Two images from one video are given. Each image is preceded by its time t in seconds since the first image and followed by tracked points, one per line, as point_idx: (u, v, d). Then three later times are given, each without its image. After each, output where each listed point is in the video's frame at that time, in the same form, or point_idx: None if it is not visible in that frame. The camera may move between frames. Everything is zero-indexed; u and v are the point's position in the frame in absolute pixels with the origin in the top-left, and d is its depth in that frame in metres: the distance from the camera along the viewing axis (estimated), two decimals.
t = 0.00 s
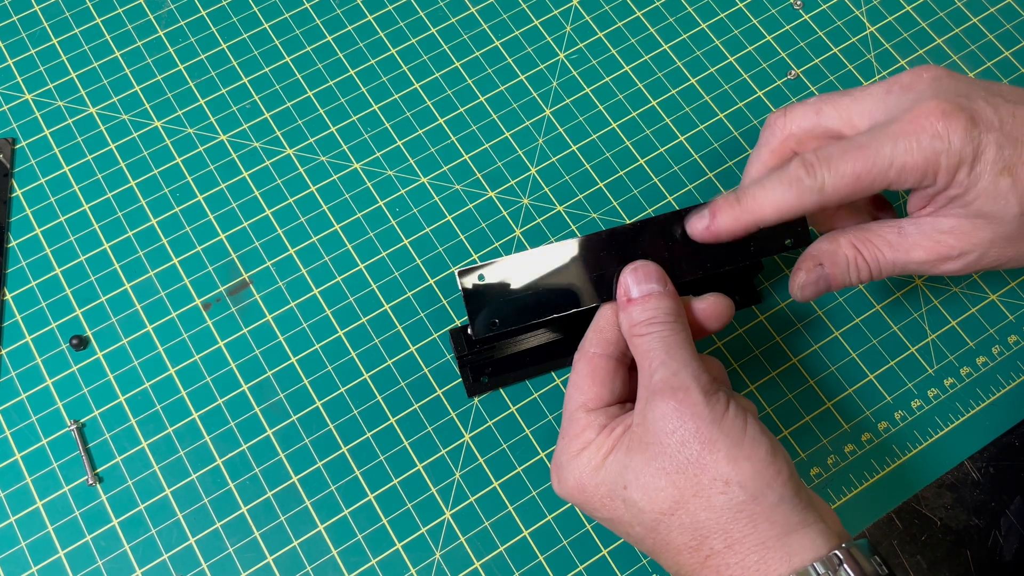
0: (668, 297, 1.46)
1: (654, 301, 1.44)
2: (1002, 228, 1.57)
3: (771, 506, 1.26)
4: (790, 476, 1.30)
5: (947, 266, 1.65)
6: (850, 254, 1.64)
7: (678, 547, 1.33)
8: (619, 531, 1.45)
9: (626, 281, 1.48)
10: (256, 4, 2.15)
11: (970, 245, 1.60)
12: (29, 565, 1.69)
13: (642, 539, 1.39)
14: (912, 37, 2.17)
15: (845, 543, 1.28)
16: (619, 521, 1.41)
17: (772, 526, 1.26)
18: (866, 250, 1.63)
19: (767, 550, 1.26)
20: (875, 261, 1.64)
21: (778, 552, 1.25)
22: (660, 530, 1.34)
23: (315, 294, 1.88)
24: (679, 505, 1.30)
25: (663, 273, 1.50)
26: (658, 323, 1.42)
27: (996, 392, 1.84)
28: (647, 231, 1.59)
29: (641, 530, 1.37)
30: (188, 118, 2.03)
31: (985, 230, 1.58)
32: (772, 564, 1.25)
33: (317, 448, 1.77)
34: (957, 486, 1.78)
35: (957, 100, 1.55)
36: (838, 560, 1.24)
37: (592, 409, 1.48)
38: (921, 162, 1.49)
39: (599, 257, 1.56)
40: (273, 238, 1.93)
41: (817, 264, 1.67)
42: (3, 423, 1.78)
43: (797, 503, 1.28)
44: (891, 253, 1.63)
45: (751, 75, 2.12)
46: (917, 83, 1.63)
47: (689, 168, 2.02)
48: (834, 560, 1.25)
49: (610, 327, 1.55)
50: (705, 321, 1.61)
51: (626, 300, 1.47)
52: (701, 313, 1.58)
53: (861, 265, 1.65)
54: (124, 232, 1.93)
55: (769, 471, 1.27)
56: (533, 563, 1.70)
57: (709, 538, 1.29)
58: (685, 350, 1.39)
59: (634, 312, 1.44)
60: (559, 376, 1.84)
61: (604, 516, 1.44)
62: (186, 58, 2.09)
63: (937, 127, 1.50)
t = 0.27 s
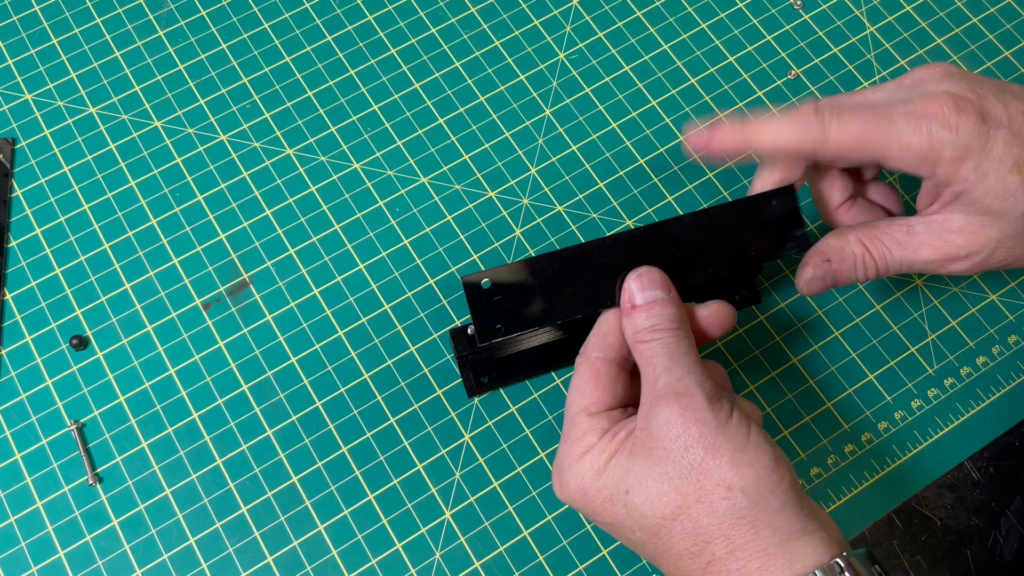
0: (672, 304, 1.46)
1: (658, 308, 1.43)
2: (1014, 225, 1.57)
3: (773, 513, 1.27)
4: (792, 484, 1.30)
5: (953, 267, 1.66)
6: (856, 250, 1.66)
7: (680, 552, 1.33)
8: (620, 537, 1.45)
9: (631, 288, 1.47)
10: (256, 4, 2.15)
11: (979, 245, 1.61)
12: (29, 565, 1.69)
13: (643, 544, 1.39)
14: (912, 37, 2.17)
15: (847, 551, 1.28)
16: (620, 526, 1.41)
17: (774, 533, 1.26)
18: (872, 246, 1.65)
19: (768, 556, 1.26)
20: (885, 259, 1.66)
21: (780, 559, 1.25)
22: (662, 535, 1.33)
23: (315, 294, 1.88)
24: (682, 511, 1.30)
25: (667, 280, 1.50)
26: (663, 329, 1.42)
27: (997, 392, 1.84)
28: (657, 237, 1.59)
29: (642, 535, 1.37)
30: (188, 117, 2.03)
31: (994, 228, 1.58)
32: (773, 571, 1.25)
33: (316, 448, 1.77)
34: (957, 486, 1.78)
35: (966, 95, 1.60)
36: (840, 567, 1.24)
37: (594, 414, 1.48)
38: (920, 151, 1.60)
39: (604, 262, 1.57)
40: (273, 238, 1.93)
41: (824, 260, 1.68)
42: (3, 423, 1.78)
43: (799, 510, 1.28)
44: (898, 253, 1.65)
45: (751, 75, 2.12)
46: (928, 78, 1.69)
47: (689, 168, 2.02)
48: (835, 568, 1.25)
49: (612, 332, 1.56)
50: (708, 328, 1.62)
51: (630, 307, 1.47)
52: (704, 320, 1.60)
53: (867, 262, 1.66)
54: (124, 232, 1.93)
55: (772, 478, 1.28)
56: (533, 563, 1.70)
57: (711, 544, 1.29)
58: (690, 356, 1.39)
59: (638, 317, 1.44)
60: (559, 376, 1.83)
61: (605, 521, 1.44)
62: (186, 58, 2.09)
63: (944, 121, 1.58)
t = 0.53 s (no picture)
0: (662, 315, 1.45)
1: (648, 319, 1.43)
2: None
3: (767, 523, 1.27)
4: (786, 494, 1.30)
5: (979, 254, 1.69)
6: (894, 228, 1.71)
7: (675, 561, 1.33)
8: (616, 545, 1.45)
9: (619, 299, 1.48)
10: (256, 4, 2.15)
11: (1005, 232, 1.64)
12: (29, 565, 1.69)
13: (639, 553, 1.40)
14: (912, 37, 2.17)
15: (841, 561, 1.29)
16: (616, 534, 1.41)
17: (769, 544, 1.26)
18: (908, 226, 1.70)
19: (763, 567, 1.26)
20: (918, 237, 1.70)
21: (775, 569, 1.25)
22: (657, 545, 1.33)
23: (315, 294, 1.88)
24: (677, 521, 1.30)
25: (654, 291, 1.50)
26: (653, 341, 1.42)
27: (997, 392, 1.84)
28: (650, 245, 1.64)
29: (638, 544, 1.37)
30: (188, 117, 2.03)
31: (1017, 217, 1.62)
32: None
33: (317, 448, 1.77)
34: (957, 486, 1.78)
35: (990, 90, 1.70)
36: None
37: (588, 423, 1.49)
38: (940, 130, 1.66)
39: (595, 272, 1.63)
40: (273, 238, 1.93)
41: (863, 232, 1.71)
42: (3, 423, 1.78)
43: (793, 520, 1.29)
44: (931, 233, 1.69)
45: (751, 75, 2.12)
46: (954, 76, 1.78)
47: (689, 168, 2.02)
48: None
49: (600, 339, 1.60)
50: (697, 335, 1.62)
51: (619, 318, 1.47)
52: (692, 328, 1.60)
53: (903, 240, 1.70)
54: (124, 232, 1.93)
55: (767, 488, 1.28)
56: (533, 563, 1.70)
57: (706, 554, 1.29)
58: (683, 367, 1.39)
59: (630, 329, 1.44)
60: (559, 376, 1.83)
61: (600, 529, 1.44)
62: (186, 58, 2.09)
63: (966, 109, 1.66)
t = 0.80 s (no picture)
0: (684, 310, 1.44)
1: (671, 313, 1.42)
2: None
3: (777, 524, 1.27)
4: (797, 497, 1.30)
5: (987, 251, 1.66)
6: (902, 225, 1.65)
7: (682, 559, 1.33)
8: (623, 541, 1.45)
9: (643, 288, 1.47)
10: (256, 4, 2.15)
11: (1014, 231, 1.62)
12: (29, 565, 1.69)
13: (646, 549, 1.40)
14: (912, 37, 2.17)
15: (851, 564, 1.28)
16: (624, 530, 1.41)
17: (777, 546, 1.26)
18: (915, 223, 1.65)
19: (771, 568, 1.26)
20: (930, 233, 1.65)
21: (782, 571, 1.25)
22: (665, 542, 1.34)
23: (315, 294, 1.88)
24: (687, 519, 1.29)
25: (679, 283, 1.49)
26: (674, 336, 1.41)
27: (996, 392, 1.84)
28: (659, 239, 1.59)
29: (646, 541, 1.37)
30: (188, 117, 2.03)
31: None
32: None
33: (316, 448, 1.77)
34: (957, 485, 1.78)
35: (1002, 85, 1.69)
36: None
37: (602, 418, 1.48)
38: (953, 124, 1.64)
39: (611, 264, 1.56)
40: (273, 238, 1.93)
41: (870, 226, 1.64)
42: (3, 423, 1.78)
43: (803, 522, 1.29)
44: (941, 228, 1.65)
45: (751, 75, 2.12)
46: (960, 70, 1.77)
47: (689, 168, 2.02)
48: None
49: (621, 335, 1.54)
50: (717, 326, 1.61)
51: (642, 310, 1.45)
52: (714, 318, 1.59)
53: (911, 238, 1.65)
54: (124, 232, 1.93)
55: (778, 490, 1.27)
56: (533, 563, 1.70)
57: (714, 553, 1.29)
58: (700, 364, 1.37)
59: (649, 323, 1.43)
60: (559, 376, 1.83)
61: (608, 524, 1.44)
62: (186, 58, 2.09)
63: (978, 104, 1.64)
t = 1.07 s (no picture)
0: (691, 301, 1.43)
1: (676, 304, 1.41)
2: None
3: (776, 517, 1.27)
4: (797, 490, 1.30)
5: (974, 242, 1.65)
6: (886, 211, 1.63)
7: (681, 551, 1.33)
8: (623, 532, 1.45)
9: (652, 278, 1.45)
10: (256, 4, 2.15)
11: (1006, 223, 1.61)
12: (29, 565, 1.69)
13: (646, 541, 1.40)
14: (912, 37, 2.17)
15: (851, 558, 1.28)
16: (624, 521, 1.41)
17: (776, 538, 1.26)
18: (899, 209, 1.64)
19: (770, 560, 1.25)
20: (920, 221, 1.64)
21: (781, 565, 1.25)
22: (665, 534, 1.34)
23: (315, 294, 1.88)
24: (686, 510, 1.30)
25: (687, 276, 1.47)
26: (678, 326, 1.40)
27: (996, 392, 1.84)
28: (674, 232, 1.60)
29: (645, 532, 1.38)
30: (188, 117, 2.03)
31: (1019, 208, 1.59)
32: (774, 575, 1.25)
33: (316, 448, 1.77)
34: (957, 485, 1.78)
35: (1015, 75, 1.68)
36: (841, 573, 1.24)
37: (606, 408, 1.48)
38: (965, 111, 1.63)
39: (621, 250, 1.57)
40: (273, 238, 1.93)
41: (853, 212, 1.63)
42: (3, 423, 1.78)
43: (804, 515, 1.28)
44: (931, 217, 1.63)
45: (751, 75, 2.12)
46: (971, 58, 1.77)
47: (689, 168, 2.02)
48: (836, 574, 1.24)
49: (629, 327, 1.54)
50: (725, 321, 1.61)
51: (647, 301, 1.44)
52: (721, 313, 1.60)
53: (895, 225, 1.64)
54: (124, 232, 1.93)
55: (779, 483, 1.27)
56: (533, 563, 1.70)
57: (713, 545, 1.29)
58: (704, 356, 1.37)
59: (653, 313, 1.42)
60: (559, 376, 1.83)
61: (608, 516, 1.44)
62: (186, 58, 2.09)
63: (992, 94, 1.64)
